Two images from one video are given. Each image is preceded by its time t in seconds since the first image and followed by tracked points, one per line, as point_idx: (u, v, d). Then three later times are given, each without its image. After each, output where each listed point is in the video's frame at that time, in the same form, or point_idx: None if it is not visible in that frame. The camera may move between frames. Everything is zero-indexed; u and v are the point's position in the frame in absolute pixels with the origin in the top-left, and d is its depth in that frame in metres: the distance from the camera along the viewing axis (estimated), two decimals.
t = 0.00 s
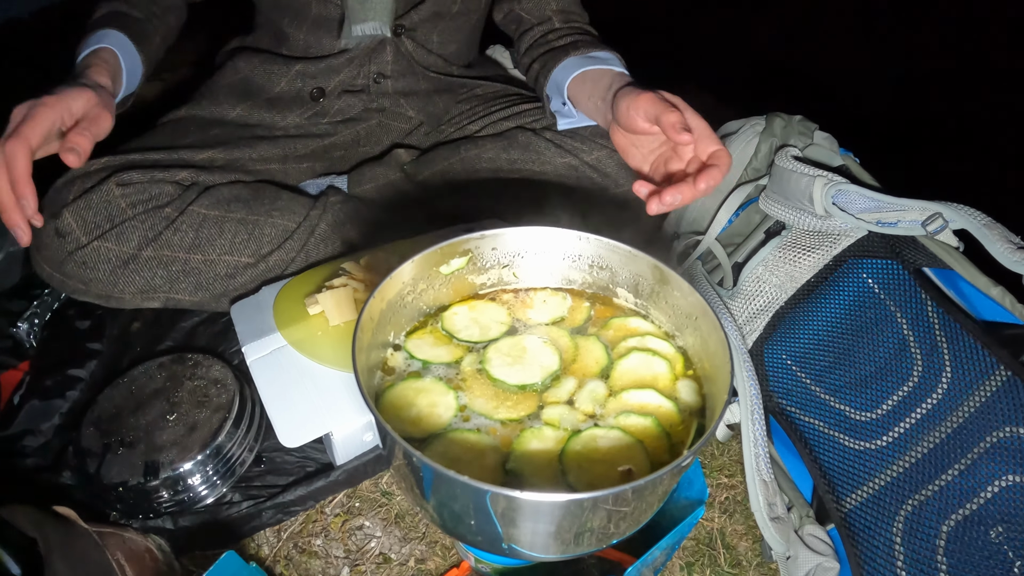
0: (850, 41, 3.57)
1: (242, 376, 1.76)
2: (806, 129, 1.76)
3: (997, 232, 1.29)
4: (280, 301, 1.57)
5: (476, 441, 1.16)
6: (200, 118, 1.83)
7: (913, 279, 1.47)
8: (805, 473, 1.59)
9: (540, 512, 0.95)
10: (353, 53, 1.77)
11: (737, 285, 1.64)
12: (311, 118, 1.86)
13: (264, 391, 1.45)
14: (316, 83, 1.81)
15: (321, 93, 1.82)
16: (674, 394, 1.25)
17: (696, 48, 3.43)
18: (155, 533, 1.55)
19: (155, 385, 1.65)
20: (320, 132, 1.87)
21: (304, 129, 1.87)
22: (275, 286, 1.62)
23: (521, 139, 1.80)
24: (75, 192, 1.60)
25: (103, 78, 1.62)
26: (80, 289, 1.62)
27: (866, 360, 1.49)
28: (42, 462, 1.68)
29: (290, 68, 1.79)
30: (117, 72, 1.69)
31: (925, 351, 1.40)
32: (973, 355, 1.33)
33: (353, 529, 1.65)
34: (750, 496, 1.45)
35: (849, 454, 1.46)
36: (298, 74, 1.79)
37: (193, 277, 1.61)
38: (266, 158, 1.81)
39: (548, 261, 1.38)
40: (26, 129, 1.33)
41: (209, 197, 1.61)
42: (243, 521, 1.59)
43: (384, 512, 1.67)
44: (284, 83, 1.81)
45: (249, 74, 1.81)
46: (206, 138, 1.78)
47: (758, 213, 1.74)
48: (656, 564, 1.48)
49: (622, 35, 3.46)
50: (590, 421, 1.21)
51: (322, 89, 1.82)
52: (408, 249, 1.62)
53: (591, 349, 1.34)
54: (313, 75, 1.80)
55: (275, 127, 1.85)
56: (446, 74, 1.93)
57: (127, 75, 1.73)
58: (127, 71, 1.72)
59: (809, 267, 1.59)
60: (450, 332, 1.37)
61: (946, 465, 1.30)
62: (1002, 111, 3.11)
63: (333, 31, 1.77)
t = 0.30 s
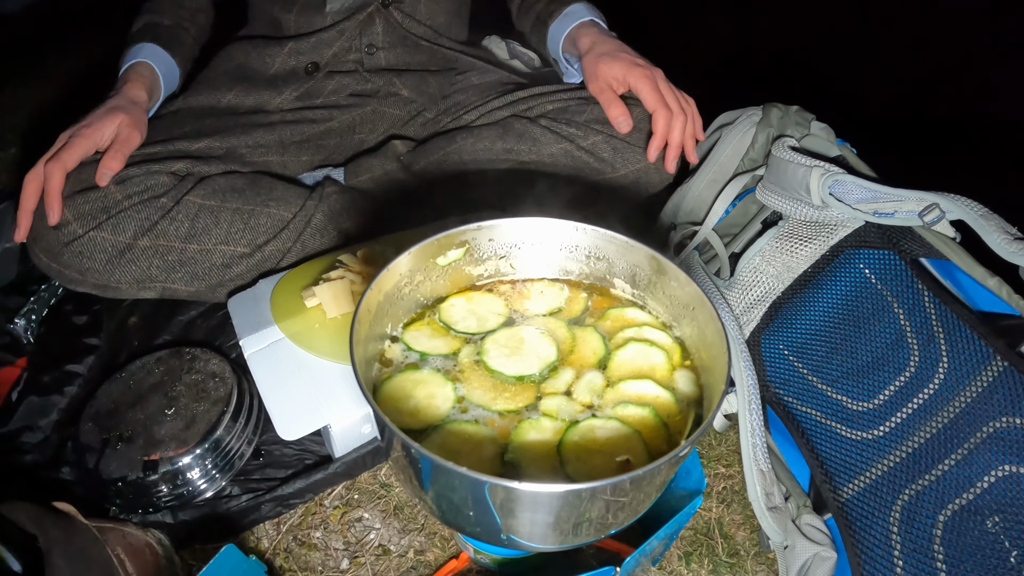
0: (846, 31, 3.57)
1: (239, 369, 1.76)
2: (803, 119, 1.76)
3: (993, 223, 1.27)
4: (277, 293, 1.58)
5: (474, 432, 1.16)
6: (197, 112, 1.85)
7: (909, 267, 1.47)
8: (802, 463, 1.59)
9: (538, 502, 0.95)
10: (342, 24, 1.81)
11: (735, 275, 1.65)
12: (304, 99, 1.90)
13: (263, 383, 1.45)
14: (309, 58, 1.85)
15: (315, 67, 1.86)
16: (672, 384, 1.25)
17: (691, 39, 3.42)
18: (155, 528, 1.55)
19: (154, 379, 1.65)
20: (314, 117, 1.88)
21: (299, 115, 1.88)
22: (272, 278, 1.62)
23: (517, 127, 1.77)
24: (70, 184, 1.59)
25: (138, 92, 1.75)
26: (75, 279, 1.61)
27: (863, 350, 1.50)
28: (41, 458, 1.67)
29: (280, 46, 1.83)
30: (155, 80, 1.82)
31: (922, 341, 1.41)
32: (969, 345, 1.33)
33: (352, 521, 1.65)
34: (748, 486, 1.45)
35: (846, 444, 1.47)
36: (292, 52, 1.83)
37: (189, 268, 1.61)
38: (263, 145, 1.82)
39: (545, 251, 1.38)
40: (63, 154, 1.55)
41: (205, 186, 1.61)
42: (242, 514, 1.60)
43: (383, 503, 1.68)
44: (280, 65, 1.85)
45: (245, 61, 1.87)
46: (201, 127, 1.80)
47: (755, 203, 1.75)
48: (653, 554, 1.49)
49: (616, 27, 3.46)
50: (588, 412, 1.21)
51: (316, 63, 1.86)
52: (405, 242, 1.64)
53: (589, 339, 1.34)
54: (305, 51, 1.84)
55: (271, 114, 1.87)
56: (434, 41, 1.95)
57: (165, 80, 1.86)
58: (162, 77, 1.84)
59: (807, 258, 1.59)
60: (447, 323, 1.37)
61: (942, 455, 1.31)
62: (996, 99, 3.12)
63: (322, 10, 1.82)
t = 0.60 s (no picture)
0: (844, 27, 3.57)
1: (238, 366, 1.75)
2: (802, 115, 1.76)
3: (992, 220, 1.27)
4: (276, 290, 1.58)
5: (473, 429, 1.16)
6: (196, 111, 1.86)
7: (909, 265, 1.47)
8: (801, 459, 1.59)
9: (538, 498, 0.95)
10: (333, 13, 1.86)
11: (734, 271, 1.65)
12: (296, 91, 1.91)
13: (263, 381, 1.46)
14: (303, 47, 1.90)
15: (309, 57, 1.91)
16: (671, 381, 1.25)
17: (690, 36, 3.42)
18: (155, 526, 1.56)
19: (153, 377, 1.64)
20: (311, 113, 1.87)
21: (296, 110, 1.88)
22: (271, 276, 1.62)
23: (515, 122, 1.77)
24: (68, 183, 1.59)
25: (95, 105, 1.72)
26: (76, 278, 1.63)
27: (862, 347, 1.50)
28: (41, 456, 1.67)
29: (273, 38, 1.89)
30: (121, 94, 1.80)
31: (921, 338, 1.41)
32: (968, 341, 1.34)
33: (352, 518, 1.65)
34: (748, 482, 1.45)
35: (845, 440, 1.47)
36: (283, 42, 1.89)
37: (188, 265, 1.61)
38: (259, 142, 1.81)
39: (543, 248, 1.38)
40: (29, 184, 1.53)
41: (204, 183, 1.61)
42: (242, 512, 1.60)
43: (382, 500, 1.68)
44: (273, 56, 1.91)
45: (240, 57, 1.92)
46: (198, 124, 1.80)
47: (753, 200, 1.74)
48: (653, 550, 1.50)
49: (613, 24, 3.46)
50: (587, 408, 1.21)
51: (310, 53, 1.91)
52: (405, 240, 1.64)
53: (588, 336, 1.35)
54: (297, 41, 1.89)
55: (270, 113, 1.86)
56: (426, 28, 1.98)
57: (134, 95, 1.84)
58: (130, 93, 1.83)
59: (806, 254, 1.59)
60: (446, 320, 1.37)
61: (942, 451, 1.31)
62: (993, 94, 3.12)
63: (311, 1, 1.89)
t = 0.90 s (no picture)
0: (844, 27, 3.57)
1: (238, 365, 1.75)
2: (802, 114, 1.75)
3: (992, 219, 1.26)
4: (276, 290, 1.58)
5: (473, 428, 1.16)
6: (196, 111, 1.86)
7: (908, 265, 1.48)
8: (801, 458, 1.59)
9: (538, 498, 0.95)
10: (331, 11, 1.87)
11: (734, 271, 1.65)
12: (295, 90, 1.91)
13: (262, 381, 1.46)
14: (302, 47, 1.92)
15: (308, 56, 1.93)
16: (670, 380, 1.25)
17: (689, 36, 3.42)
18: (154, 526, 1.55)
19: (153, 377, 1.64)
20: (310, 112, 1.87)
21: (295, 110, 1.88)
22: (271, 274, 1.63)
23: (515, 123, 1.78)
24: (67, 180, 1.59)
25: (96, 105, 1.72)
26: (74, 277, 1.62)
27: (862, 346, 1.50)
28: (40, 455, 1.67)
29: (273, 37, 1.91)
30: (127, 96, 1.79)
31: (921, 337, 1.41)
32: (967, 342, 1.34)
33: (352, 518, 1.65)
34: (747, 481, 1.45)
35: (844, 439, 1.47)
36: (282, 42, 1.91)
37: (187, 264, 1.61)
38: (258, 141, 1.81)
39: (543, 248, 1.38)
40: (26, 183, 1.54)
41: (203, 182, 1.60)
42: (242, 512, 1.60)
43: (382, 500, 1.68)
44: (272, 55, 1.92)
45: (239, 58, 1.93)
46: (198, 122, 1.82)
47: (754, 199, 1.74)
48: (653, 549, 1.50)
49: (613, 24, 3.47)
50: (587, 408, 1.21)
51: (309, 52, 1.93)
52: (404, 239, 1.64)
53: (588, 335, 1.35)
54: (296, 41, 1.91)
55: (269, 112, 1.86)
56: (424, 25, 1.99)
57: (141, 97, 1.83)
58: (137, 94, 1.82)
59: (805, 254, 1.59)
60: (446, 319, 1.37)
61: (942, 450, 1.31)
62: (993, 93, 3.12)
63: None
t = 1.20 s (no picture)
0: (843, 27, 3.57)
1: (238, 366, 1.75)
2: (801, 113, 1.75)
3: (992, 219, 1.26)
4: (275, 290, 1.58)
5: (473, 428, 1.16)
6: (196, 111, 1.86)
7: (908, 265, 1.47)
8: (801, 457, 1.59)
9: (538, 498, 0.95)
10: (329, 8, 1.85)
11: (734, 271, 1.65)
12: (294, 91, 1.91)
13: (262, 381, 1.46)
14: (301, 45, 1.90)
15: (307, 55, 1.90)
16: (670, 379, 1.25)
17: (690, 36, 3.42)
18: (155, 525, 1.56)
19: (152, 377, 1.64)
20: (309, 112, 1.87)
21: (295, 110, 1.88)
22: (270, 275, 1.63)
23: (515, 122, 1.77)
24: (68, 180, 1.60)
25: (96, 104, 1.71)
26: (74, 277, 1.62)
27: (862, 346, 1.50)
28: (41, 455, 1.67)
29: (272, 37, 1.89)
30: (127, 96, 1.79)
31: (921, 337, 1.41)
32: (967, 341, 1.34)
33: (352, 518, 1.65)
34: (747, 481, 1.45)
35: (844, 439, 1.47)
36: (281, 41, 1.89)
37: (187, 264, 1.60)
38: (258, 141, 1.81)
39: (543, 247, 1.38)
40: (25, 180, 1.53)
41: (203, 182, 1.61)
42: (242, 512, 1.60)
43: (382, 500, 1.68)
44: (272, 56, 1.90)
45: (240, 57, 1.91)
46: (198, 123, 1.81)
47: (753, 199, 1.74)
48: (653, 549, 1.50)
49: (613, 24, 3.47)
50: (587, 408, 1.21)
51: (308, 51, 1.90)
52: (404, 239, 1.64)
53: (588, 335, 1.35)
54: (295, 39, 1.88)
55: (269, 113, 1.86)
56: (422, 22, 1.96)
57: (142, 99, 1.83)
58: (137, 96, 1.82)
59: (805, 253, 1.59)
60: (446, 319, 1.37)
61: (941, 450, 1.31)
62: (993, 93, 3.12)
63: None
